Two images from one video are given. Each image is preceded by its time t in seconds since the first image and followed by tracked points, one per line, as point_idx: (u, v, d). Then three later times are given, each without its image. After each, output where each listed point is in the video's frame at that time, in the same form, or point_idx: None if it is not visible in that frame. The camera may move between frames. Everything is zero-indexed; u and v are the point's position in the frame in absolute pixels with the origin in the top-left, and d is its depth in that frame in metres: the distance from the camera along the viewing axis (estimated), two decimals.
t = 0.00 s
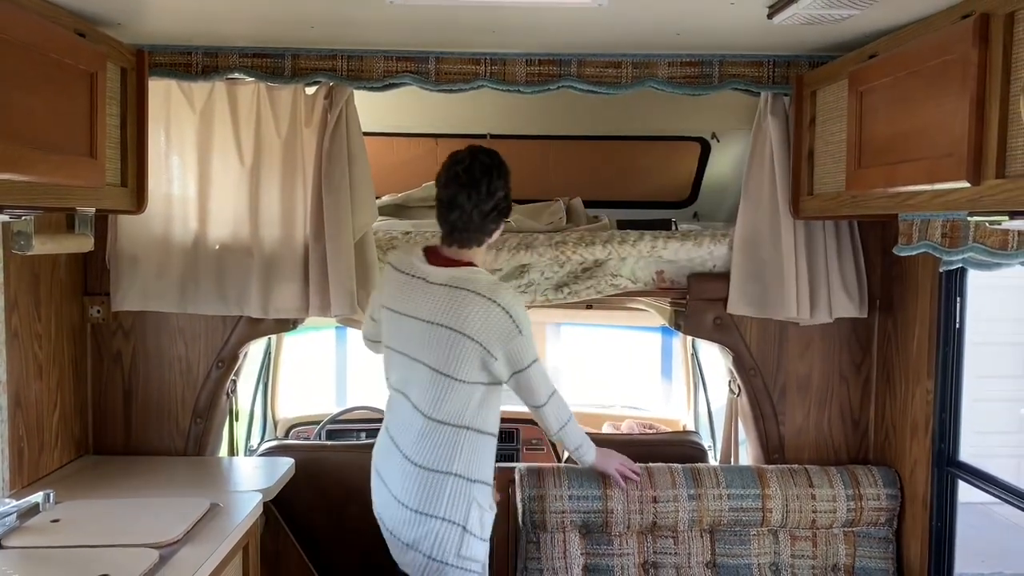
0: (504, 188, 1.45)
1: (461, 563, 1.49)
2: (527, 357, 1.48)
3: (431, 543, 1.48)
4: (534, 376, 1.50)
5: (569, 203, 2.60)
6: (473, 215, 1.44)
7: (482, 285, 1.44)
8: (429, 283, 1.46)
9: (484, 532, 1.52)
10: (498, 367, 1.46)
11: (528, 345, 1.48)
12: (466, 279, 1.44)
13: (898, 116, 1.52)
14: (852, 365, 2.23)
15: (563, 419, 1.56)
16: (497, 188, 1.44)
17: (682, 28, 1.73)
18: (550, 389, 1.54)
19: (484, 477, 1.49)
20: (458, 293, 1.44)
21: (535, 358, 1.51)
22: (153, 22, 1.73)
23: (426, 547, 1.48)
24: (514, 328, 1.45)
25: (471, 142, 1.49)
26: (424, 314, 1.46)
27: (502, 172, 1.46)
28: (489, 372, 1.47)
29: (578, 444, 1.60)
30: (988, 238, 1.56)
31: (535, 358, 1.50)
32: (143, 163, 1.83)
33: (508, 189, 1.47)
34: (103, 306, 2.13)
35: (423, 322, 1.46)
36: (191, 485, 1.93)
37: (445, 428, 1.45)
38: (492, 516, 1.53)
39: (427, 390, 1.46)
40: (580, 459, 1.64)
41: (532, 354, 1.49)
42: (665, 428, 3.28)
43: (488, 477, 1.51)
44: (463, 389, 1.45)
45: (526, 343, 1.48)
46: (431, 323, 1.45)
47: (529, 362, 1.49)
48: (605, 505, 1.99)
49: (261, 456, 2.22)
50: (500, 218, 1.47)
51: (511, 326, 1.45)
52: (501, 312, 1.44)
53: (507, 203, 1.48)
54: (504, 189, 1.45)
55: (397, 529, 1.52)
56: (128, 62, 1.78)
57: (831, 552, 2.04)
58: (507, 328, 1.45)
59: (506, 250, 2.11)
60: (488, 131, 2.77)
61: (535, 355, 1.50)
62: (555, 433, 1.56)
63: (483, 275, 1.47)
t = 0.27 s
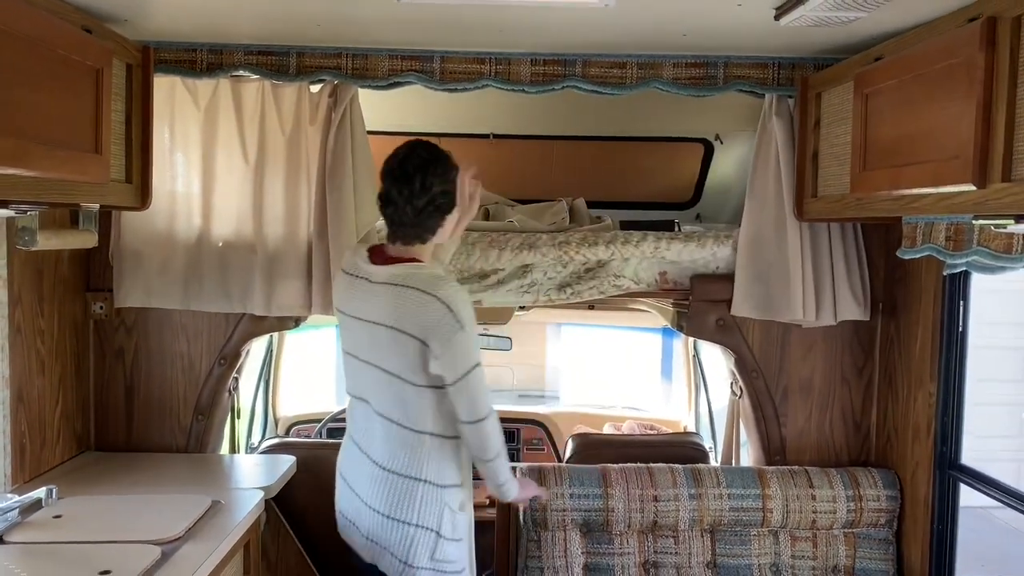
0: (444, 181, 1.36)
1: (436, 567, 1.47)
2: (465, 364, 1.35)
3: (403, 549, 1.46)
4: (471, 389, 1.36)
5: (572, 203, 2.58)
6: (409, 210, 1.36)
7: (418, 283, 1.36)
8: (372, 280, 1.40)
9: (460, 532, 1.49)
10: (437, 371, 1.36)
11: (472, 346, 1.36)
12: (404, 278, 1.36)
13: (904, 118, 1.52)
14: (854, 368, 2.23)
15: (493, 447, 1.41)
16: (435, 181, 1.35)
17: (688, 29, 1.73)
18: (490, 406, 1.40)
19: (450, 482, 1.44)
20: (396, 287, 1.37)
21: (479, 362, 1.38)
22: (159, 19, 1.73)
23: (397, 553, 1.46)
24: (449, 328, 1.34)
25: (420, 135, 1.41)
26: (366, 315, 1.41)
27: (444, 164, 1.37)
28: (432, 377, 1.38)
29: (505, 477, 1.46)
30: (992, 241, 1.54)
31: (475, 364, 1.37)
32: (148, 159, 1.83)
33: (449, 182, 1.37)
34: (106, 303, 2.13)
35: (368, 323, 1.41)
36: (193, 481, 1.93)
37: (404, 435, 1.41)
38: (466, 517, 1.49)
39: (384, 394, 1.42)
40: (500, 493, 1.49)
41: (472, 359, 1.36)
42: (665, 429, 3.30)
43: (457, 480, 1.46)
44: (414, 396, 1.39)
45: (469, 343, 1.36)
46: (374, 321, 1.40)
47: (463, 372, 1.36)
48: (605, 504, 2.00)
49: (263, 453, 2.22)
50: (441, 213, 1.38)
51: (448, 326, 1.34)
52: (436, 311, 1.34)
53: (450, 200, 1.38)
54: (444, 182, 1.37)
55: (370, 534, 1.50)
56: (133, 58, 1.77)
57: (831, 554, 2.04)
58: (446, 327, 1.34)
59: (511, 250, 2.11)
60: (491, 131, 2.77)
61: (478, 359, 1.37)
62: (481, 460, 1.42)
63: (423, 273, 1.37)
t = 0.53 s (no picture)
0: (391, 173, 1.39)
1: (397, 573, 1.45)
2: (385, 363, 1.35)
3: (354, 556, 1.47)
4: (389, 393, 1.35)
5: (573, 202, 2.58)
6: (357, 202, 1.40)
7: (355, 276, 1.39)
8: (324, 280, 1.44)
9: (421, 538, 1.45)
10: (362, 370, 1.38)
11: (399, 346, 1.36)
12: (347, 273, 1.40)
13: (906, 120, 1.52)
14: (854, 369, 2.23)
15: (410, 460, 1.36)
16: (381, 172, 1.38)
17: (690, 29, 1.73)
18: (413, 415, 1.37)
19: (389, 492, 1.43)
20: (337, 287, 1.40)
21: (403, 366, 1.37)
22: (160, 16, 1.73)
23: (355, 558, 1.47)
24: (375, 323, 1.36)
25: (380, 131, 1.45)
26: (316, 312, 1.47)
27: (392, 156, 1.40)
28: (360, 376, 1.40)
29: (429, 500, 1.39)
30: (993, 244, 1.54)
31: (397, 367, 1.36)
32: (148, 156, 1.82)
33: (398, 173, 1.39)
34: (105, 299, 2.12)
35: (317, 323, 1.47)
36: (191, 479, 1.93)
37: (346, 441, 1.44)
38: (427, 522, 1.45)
39: (330, 396, 1.46)
40: (427, 526, 1.40)
41: (395, 359, 1.35)
42: (664, 430, 3.33)
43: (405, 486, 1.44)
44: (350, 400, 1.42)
45: (396, 343, 1.36)
46: (320, 324, 1.45)
47: (383, 373, 1.35)
48: (604, 503, 2.00)
49: (262, 451, 2.22)
50: (391, 205, 1.40)
51: (376, 320, 1.36)
52: (366, 306, 1.37)
53: (395, 191, 1.39)
54: (391, 173, 1.39)
55: (327, 542, 1.52)
56: (134, 54, 1.77)
57: (831, 555, 2.04)
58: (375, 322, 1.36)
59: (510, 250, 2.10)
60: (492, 130, 2.77)
61: (402, 361, 1.36)
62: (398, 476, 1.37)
63: (365, 265, 1.41)
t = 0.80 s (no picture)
0: (344, 176, 1.42)
1: None
2: (360, 371, 1.34)
3: (337, 564, 1.47)
4: (368, 401, 1.34)
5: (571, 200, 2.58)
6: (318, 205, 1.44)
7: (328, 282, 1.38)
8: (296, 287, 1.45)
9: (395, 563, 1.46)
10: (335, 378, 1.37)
11: (371, 352, 1.34)
12: (317, 277, 1.40)
13: (904, 117, 1.51)
14: (853, 368, 2.23)
15: (389, 471, 1.34)
16: (336, 171, 1.42)
17: (689, 27, 1.73)
18: (393, 424, 1.36)
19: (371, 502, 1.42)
20: (310, 293, 1.40)
21: (378, 374, 1.34)
22: (157, 13, 1.72)
23: None
24: (349, 328, 1.34)
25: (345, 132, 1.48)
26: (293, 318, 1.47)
27: (347, 155, 1.43)
28: (336, 386, 1.39)
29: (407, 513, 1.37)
30: (992, 242, 1.54)
31: (374, 375, 1.34)
32: (144, 154, 1.81)
33: (353, 172, 1.42)
34: (101, 298, 2.11)
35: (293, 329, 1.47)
36: (188, 477, 1.92)
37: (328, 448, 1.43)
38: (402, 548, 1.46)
39: (311, 404, 1.47)
40: (400, 543, 1.37)
41: (370, 366, 1.34)
42: (662, 427, 3.33)
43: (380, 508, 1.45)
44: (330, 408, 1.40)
45: (369, 349, 1.34)
46: (295, 332, 1.45)
47: (359, 381, 1.34)
48: (602, 502, 1.99)
49: (258, 450, 2.21)
50: (348, 204, 1.43)
51: (349, 325, 1.35)
52: (339, 312, 1.35)
53: (348, 193, 1.42)
54: (346, 171, 1.42)
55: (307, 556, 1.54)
56: (130, 52, 1.76)
57: (828, 553, 2.04)
58: (347, 327, 1.35)
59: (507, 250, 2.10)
60: (490, 127, 2.76)
61: (377, 369, 1.34)
62: (377, 486, 1.35)
63: (338, 271, 1.40)
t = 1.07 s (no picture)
0: (296, 173, 1.50)
1: None
2: (295, 373, 1.28)
3: (291, 570, 1.43)
4: (305, 405, 1.28)
5: (568, 196, 2.57)
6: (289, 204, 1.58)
7: (276, 281, 1.36)
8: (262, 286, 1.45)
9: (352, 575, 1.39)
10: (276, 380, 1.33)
11: (299, 354, 1.29)
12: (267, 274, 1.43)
13: (904, 111, 1.50)
14: (852, 363, 2.22)
15: (331, 477, 1.28)
16: (291, 170, 1.52)
17: (687, 21, 1.71)
18: (334, 428, 1.29)
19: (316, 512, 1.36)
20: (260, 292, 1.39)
21: (309, 377, 1.29)
22: (150, 8, 1.70)
23: None
24: (286, 329, 1.30)
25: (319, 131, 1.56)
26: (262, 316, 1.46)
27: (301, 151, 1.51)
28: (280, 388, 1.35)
29: (355, 524, 1.30)
30: (994, 235, 1.54)
31: (311, 378, 1.28)
32: (138, 151, 1.80)
33: (299, 167, 1.49)
34: (97, 296, 2.10)
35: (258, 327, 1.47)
36: (185, 477, 1.91)
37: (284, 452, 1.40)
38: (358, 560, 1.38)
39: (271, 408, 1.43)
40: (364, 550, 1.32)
41: (305, 369, 1.28)
42: (661, 423, 3.32)
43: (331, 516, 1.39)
44: (278, 412, 1.37)
45: (297, 351, 1.29)
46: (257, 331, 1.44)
47: (294, 383, 1.29)
48: (601, 499, 1.99)
49: (255, 449, 2.20)
50: (299, 198, 1.50)
51: (286, 326, 1.30)
52: (279, 312, 1.32)
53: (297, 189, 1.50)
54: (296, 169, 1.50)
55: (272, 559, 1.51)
56: (124, 48, 1.74)
57: (829, 549, 2.03)
58: (278, 328, 1.31)
59: (504, 246, 2.09)
60: (487, 123, 2.75)
61: (307, 371, 1.28)
62: (320, 494, 1.29)
63: (291, 268, 1.38)
